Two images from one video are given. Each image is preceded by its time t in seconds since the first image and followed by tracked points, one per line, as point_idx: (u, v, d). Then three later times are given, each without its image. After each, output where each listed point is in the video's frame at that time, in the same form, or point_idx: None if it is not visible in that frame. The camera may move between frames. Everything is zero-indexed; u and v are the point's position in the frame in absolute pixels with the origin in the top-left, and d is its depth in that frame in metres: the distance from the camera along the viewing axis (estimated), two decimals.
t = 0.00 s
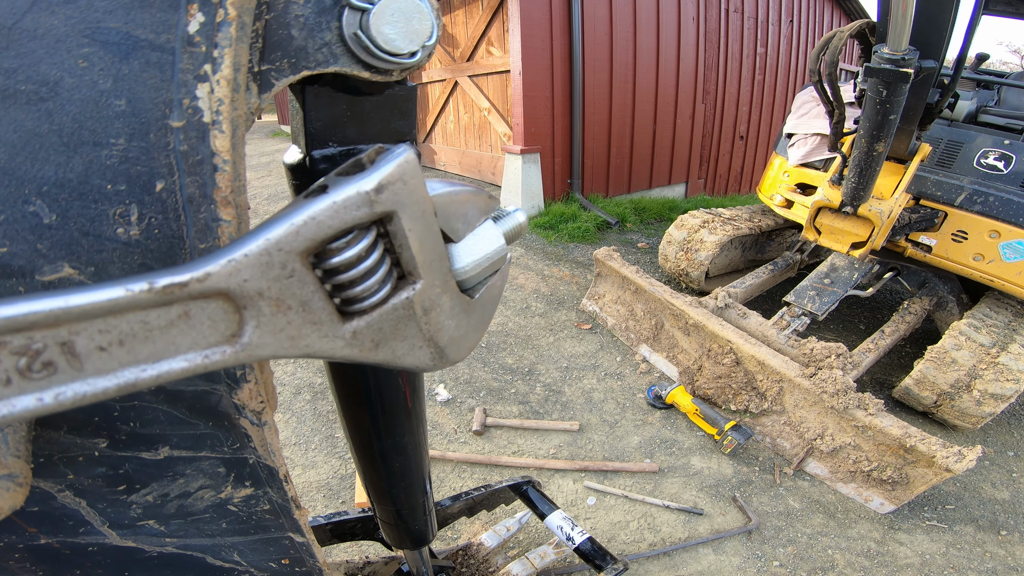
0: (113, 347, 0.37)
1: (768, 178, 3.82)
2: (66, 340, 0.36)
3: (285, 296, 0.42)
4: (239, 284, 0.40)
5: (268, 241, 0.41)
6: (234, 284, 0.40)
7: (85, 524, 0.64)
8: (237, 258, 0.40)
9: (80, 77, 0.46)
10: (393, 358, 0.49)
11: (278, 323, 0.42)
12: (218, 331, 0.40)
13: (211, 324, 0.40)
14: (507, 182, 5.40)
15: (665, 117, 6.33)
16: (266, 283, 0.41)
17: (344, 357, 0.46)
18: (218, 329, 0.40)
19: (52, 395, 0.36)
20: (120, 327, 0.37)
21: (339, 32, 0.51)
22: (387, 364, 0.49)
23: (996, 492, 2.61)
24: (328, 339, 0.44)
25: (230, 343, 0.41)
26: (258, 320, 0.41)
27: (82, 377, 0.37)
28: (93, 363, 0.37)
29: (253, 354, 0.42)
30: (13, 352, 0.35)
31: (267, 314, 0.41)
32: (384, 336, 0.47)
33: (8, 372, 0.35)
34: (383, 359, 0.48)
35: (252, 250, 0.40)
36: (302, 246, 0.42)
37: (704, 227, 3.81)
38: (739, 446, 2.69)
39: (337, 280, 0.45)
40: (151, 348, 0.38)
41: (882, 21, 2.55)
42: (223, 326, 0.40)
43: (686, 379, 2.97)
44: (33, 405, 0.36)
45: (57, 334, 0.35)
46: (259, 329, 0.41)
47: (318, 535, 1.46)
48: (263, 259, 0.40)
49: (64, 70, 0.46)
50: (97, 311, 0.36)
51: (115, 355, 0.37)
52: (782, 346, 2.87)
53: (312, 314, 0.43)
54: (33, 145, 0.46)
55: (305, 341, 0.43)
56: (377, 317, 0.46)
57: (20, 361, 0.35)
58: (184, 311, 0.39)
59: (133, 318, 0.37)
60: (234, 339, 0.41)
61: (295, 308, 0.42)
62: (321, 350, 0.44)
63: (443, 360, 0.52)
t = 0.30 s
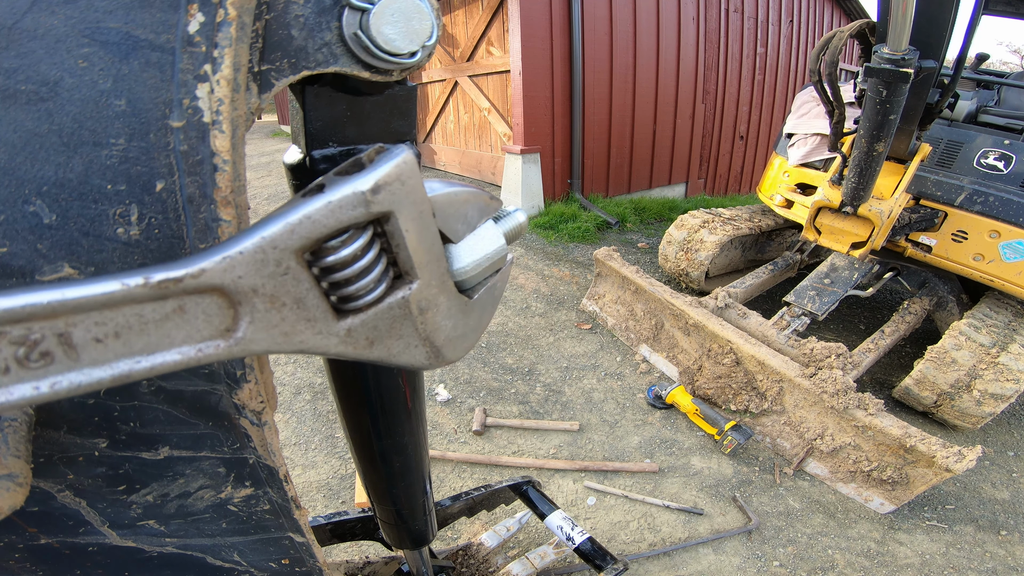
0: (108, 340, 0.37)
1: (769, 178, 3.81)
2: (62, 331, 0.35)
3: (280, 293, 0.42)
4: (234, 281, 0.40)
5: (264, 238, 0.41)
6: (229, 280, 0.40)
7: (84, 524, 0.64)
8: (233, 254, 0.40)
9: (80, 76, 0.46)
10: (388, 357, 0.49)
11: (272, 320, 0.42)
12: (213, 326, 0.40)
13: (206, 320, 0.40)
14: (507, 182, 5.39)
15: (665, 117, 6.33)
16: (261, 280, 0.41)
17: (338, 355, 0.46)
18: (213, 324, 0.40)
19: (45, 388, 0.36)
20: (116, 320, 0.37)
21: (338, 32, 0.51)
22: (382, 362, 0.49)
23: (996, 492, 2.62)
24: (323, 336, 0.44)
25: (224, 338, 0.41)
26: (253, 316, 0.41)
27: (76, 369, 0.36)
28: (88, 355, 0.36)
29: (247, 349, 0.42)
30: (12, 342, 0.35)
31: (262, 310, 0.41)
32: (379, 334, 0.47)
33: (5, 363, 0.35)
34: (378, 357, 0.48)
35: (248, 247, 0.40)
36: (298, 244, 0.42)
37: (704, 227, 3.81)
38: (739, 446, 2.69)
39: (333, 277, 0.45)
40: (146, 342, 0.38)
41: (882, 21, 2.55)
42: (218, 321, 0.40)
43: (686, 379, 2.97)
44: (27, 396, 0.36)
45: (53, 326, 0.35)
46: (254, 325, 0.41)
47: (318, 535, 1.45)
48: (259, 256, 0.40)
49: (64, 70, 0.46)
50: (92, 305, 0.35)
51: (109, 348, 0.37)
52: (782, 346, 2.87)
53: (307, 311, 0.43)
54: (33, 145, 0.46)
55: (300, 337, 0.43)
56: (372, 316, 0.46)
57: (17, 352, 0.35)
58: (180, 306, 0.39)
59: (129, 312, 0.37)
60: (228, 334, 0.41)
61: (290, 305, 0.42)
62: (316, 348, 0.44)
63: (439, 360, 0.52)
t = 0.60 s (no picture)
0: (106, 335, 0.37)
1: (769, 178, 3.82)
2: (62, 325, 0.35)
3: (278, 290, 0.42)
4: (233, 276, 0.40)
5: (262, 235, 0.41)
6: (227, 276, 0.40)
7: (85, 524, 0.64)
8: (232, 251, 0.40)
9: (80, 76, 0.46)
10: (385, 356, 0.48)
11: (270, 315, 0.42)
12: (211, 322, 0.40)
13: (204, 316, 0.40)
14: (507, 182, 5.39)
15: (665, 117, 6.32)
16: (259, 276, 0.41)
17: (336, 352, 0.46)
18: (211, 319, 0.40)
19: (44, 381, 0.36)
20: (114, 315, 0.36)
21: (338, 32, 0.51)
22: (380, 361, 0.49)
23: (996, 492, 2.61)
24: (321, 334, 0.44)
25: (222, 334, 0.40)
26: (250, 312, 0.41)
27: (75, 364, 0.36)
28: (87, 350, 0.36)
29: (244, 346, 0.41)
30: (11, 335, 0.35)
31: (260, 306, 0.41)
32: (378, 332, 0.47)
33: (6, 354, 0.35)
34: (376, 355, 0.48)
35: (246, 244, 0.40)
36: (296, 241, 0.42)
37: (704, 227, 3.81)
38: (739, 446, 2.69)
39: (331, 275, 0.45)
40: (145, 337, 0.38)
41: (882, 21, 2.55)
42: (217, 317, 0.40)
43: (686, 379, 2.97)
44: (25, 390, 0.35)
45: (53, 320, 0.35)
46: (252, 321, 0.41)
47: (318, 535, 1.45)
48: (257, 253, 0.41)
49: (63, 70, 0.46)
50: (91, 299, 0.35)
51: (107, 343, 0.37)
52: (782, 346, 2.87)
53: (305, 308, 0.43)
54: (32, 145, 0.46)
55: (297, 334, 0.43)
56: (371, 314, 0.46)
57: (18, 345, 0.35)
58: (179, 301, 0.38)
59: (129, 306, 0.37)
60: (226, 330, 0.40)
61: (288, 302, 0.42)
62: (314, 345, 0.44)
63: (438, 360, 0.52)
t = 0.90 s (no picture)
0: (110, 328, 0.37)
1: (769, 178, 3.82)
2: (64, 317, 0.36)
3: (281, 285, 0.42)
4: (236, 271, 0.40)
5: (266, 230, 0.41)
6: (231, 271, 0.40)
7: (85, 523, 0.64)
8: (236, 245, 0.40)
9: (80, 76, 0.46)
10: (386, 354, 0.48)
11: (273, 311, 0.42)
12: (214, 316, 0.40)
13: (206, 310, 0.40)
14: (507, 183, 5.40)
15: (665, 117, 6.33)
16: (263, 271, 0.41)
17: (337, 350, 0.46)
18: (213, 313, 0.40)
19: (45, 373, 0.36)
20: (116, 308, 0.36)
21: (338, 32, 0.51)
22: (380, 358, 0.49)
23: (996, 492, 2.61)
24: (323, 330, 0.44)
25: (224, 329, 0.41)
26: (253, 307, 0.41)
27: (78, 356, 0.36)
28: (91, 343, 0.37)
29: (246, 341, 0.42)
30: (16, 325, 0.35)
31: (263, 301, 0.41)
32: (379, 330, 0.47)
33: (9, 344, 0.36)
34: (377, 352, 0.48)
35: (250, 238, 0.40)
36: (300, 237, 0.42)
37: (704, 227, 3.81)
38: (739, 446, 2.69)
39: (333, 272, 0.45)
40: (147, 331, 0.38)
41: (882, 21, 2.55)
42: (219, 311, 0.41)
43: (686, 379, 2.97)
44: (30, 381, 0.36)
45: (56, 312, 0.35)
46: (255, 316, 0.41)
47: (318, 535, 1.45)
48: (260, 247, 0.40)
49: (64, 70, 0.46)
50: (92, 292, 0.35)
51: (110, 336, 0.37)
52: (782, 346, 2.87)
53: (308, 304, 0.43)
54: (33, 144, 0.46)
55: (299, 330, 0.43)
56: (373, 311, 0.46)
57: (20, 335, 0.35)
58: (181, 295, 0.39)
59: (133, 299, 0.37)
60: (228, 324, 0.41)
61: (290, 298, 0.42)
62: (316, 341, 0.44)
63: (438, 358, 0.52)
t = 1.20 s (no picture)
0: (108, 219, 0.37)
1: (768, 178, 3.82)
2: (64, 196, 0.37)
3: (291, 225, 0.43)
4: (255, 197, 0.41)
5: (298, 167, 0.42)
6: (250, 195, 0.41)
7: (85, 523, 0.64)
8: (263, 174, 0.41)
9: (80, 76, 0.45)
10: (370, 329, 0.49)
11: (275, 250, 0.42)
12: (215, 239, 0.41)
13: (210, 230, 0.41)
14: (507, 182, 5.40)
15: (665, 117, 6.33)
16: (280, 206, 0.42)
17: (323, 311, 0.47)
18: (214, 237, 0.41)
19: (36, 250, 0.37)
20: (124, 203, 0.37)
21: (338, 32, 0.52)
22: (363, 332, 0.49)
23: (997, 492, 2.61)
24: (316, 286, 0.45)
25: (219, 256, 0.41)
26: (256, 239, 0.42)
27: (66, 237, 0.37)
28: (86, 230, 0.37)
29: (237, 273, 0.42)
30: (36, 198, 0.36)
31: (267, 237, 0.42)
32: (370, 302, 0.48)
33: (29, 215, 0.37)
34: (361, 325, 0.49)
35: (279, 170, 0.42)
36: (326, 182, 0.43)
37: (703, 227, 3.81)
38: (739, 446, 2.69)
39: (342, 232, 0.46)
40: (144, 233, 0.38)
41: (882, 21, 2.55)
42: (221, 235, 0.41)
43: (686, 379, 2.97)
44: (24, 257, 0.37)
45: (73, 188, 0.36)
46: (255, 248, 0.42)
47: (318, 535, 1.45)
48: (283, 182, 0.42)
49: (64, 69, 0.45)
50: (115, 179, 0.37)
51: (106, 228, 0.37)
52: (782, 346, 2.87)
53: (309, 253, 0.44)
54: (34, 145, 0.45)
55: (293, 277, 0.44)
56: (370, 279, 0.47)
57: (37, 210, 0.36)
58: (192, 206, 0.39)
59: (143, 195, 0.38)
60: (225, 251, 0.41)
61: (295, 243, 0.43)
62: (304, 296, 0.45)
63: (414, 350, 0.53)
